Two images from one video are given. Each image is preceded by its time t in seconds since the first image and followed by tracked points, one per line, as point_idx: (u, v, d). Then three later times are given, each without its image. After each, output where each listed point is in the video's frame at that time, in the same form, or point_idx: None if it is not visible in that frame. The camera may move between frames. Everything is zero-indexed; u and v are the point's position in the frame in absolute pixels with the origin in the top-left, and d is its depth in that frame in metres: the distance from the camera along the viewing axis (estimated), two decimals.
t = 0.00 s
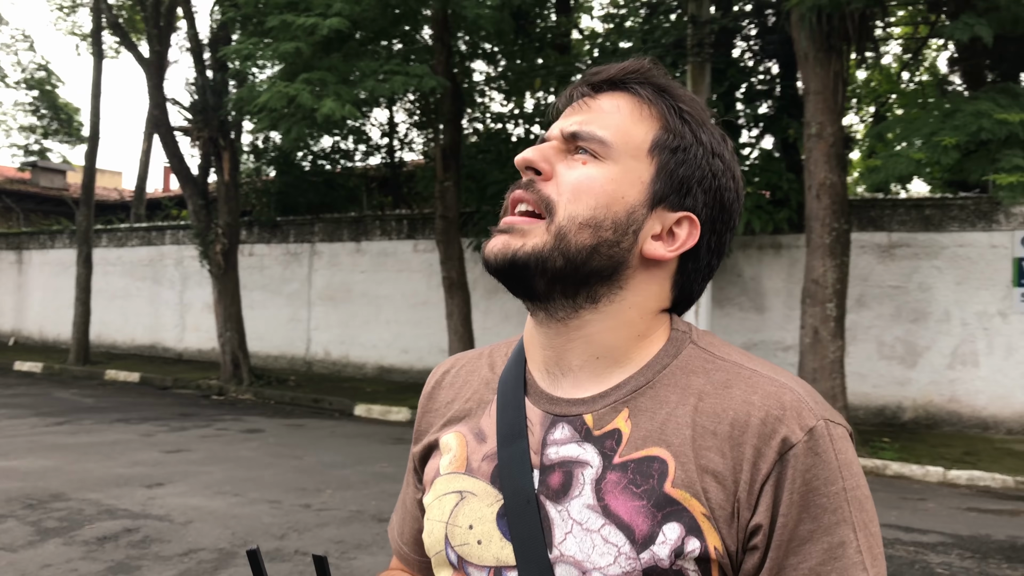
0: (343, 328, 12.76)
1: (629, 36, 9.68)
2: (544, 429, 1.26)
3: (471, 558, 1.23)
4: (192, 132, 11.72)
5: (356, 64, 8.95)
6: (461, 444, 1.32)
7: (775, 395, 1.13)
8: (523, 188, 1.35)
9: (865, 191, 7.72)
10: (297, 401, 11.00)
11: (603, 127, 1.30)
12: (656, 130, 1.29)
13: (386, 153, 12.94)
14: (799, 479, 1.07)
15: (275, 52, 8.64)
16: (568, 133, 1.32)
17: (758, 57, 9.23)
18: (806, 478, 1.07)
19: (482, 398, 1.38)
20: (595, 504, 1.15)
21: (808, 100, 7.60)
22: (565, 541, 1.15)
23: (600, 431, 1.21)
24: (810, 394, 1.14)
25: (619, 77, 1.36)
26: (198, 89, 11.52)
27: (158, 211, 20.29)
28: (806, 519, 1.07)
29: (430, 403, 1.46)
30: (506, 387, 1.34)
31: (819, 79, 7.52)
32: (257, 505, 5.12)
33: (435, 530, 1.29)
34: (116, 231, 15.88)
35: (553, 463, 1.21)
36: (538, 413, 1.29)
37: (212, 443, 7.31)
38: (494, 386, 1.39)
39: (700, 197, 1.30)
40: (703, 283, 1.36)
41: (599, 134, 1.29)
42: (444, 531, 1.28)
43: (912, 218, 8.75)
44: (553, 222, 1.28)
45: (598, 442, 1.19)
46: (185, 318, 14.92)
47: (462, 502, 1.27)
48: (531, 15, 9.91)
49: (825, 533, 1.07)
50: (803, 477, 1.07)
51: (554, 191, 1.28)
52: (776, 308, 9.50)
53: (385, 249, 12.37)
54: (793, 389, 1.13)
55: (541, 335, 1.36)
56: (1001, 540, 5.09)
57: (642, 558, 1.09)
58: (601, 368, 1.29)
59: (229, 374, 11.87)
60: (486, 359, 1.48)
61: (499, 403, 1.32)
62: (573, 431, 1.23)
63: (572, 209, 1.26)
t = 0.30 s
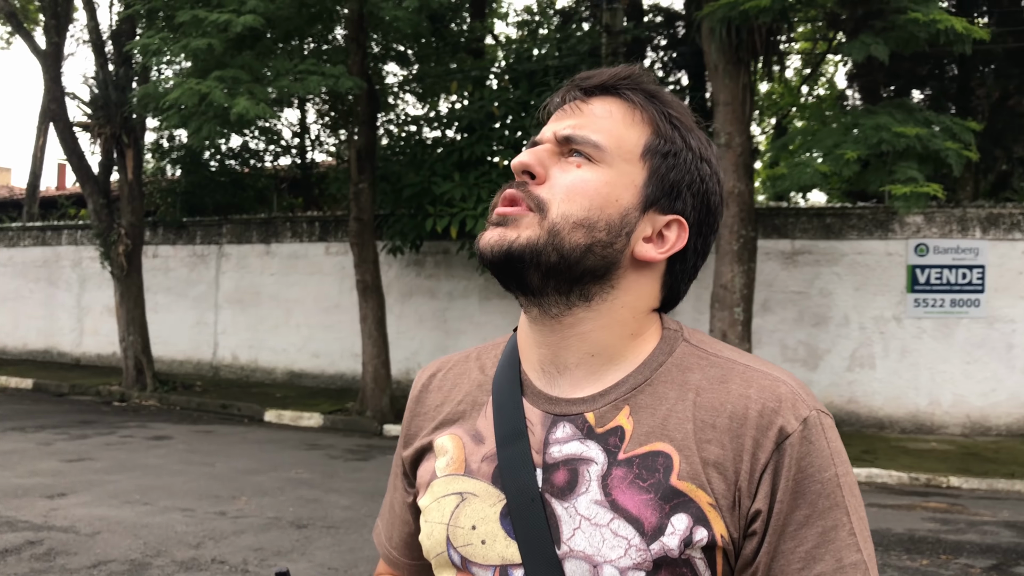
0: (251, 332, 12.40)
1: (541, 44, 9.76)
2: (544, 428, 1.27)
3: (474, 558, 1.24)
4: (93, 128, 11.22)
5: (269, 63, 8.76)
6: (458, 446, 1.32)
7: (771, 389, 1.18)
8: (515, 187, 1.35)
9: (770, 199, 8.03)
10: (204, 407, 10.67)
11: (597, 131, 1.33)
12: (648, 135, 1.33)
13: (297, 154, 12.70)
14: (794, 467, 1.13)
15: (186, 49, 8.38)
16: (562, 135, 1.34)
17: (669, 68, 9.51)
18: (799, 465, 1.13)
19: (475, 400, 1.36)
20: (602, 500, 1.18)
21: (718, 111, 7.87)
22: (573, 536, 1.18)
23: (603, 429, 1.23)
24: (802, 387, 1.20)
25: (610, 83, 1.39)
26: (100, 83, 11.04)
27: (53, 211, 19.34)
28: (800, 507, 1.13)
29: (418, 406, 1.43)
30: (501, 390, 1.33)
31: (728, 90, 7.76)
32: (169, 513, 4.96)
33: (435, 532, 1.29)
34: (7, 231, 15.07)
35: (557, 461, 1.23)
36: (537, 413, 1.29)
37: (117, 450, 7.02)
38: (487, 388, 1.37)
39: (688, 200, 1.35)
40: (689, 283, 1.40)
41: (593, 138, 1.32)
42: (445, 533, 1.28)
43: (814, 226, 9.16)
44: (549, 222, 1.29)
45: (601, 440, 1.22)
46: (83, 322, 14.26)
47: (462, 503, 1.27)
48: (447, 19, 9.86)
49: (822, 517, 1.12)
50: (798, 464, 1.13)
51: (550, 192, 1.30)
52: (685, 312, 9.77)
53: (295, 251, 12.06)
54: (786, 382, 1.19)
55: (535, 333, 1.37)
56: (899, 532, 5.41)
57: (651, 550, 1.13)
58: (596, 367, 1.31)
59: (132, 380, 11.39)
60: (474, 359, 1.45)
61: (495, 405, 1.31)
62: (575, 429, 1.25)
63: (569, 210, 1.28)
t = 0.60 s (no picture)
0: (177, 334, 12.06)
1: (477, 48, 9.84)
2: (538, 423, 1.30)
3: (471, 550, 1.27)
4: (10, 123, 10.74)
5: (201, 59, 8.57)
6: (450, 442, 1.34)
7: (755, 382, 1.23)
8: (511, 187, 1.39)
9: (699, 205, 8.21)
10: (128, 412, 10.35)
11: (592, 135, 1.37)
12: (638, 141, 1.38)
13: (226, 154, 12.45)
14: (776, 455, 1.18)
15: (114, 43, 8.15)
16: (559, 136, 1.38)
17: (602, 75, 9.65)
18: (781, 453, 1.18)
19: (465, 396, 1.38)
20: (598, 489, 1.22)
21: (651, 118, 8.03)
22: (570, 525, 1.22)
23: (595, 422, 1.27)
24: (782, 380, 1.25)
25: (603, 91, 1.44)
26: (18, 76, 10.59)
27: None
28: (782, 493, 1.17)
29: (406, 403, 1.44)
30: (491, 388, 1.35)
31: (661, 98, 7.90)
32: (97, 521, 4.82)
33: (430, 526, 1.31)
34: None
35: (551, 454, 1.27)
36: (530, 408, 1.33)
37: (38, 457, 6.76)
38: (477, 385, 1.39)
39: (674, 206, 1.40)
40: (671, 286, 1.45)
41: (587, 141, 1.36)
42: (440, 526, 1.31)
43: (742, 231, 9.38)
44: (544, 219, 1.33)
45: (595, 432, 1.26)
46: None
47: (458, 497, 1.30)
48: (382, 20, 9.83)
49: (804, 502, 1.16)
50: (779, 451, 1.18)
51: (547, 190, 1.34)
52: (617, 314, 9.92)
53: (224, 252, 11.74)
54: (769, 375, 1.24)
55: (526, 329, 1.41)
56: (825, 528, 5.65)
57: (646, 536, 1.17)
58: (587, 362, 1.35)
59: (51, 385, 10.95)
60: (460, 357, 1.46)
61: (486, 402, 1.34)
62: (568, 423, 1.29)
63: (565, 208, 1.32)
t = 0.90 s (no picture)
0: (118, 335, 11.77)
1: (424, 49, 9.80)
2: (509, 406, 1.35)
3: (445, 526, 1.30)
4: None
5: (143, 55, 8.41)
6: (423, 424, 1.37)
7: (711, 365, 1.31)
8: (477, 188, 1.41)
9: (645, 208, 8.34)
10: (65, 416, 10.08)
11: (554, 134, 1.40)
12: (598, 137, 1.42)
13: (169, 152, 12.21)
14: (731, 433, 1.26)
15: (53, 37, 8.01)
16: (522, 137, 1.41)
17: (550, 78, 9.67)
18: (736, 432, 1.26)
19: (437, 380, 1.41)
20: (567, 468, 1.27)
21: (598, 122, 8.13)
22: (541, 502, 1.26)
23: (565, 405, 1.32)
24: (736, 364, 1.34)
25: (562, 87, 1.46)
26: None
27: None
28: (736, 468, 1.25)
29: (377, 386, 1.46)
30: (463, 372, 1.38)
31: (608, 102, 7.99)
32: (37, 525, 4.73)
33: (404, 506, 1.34)
34: None
35: (522, 435, 1.31)
36: (502, 391, 1.37)
37: None
38: (448, 369, 1.42)
39: (634, 197, 1.46)
40: (632, 271, 1.51)
41: (549, 141, 1.40)
42: (414, 505, 1.33)
43: (687, 234, 9.56)
44: (512, 219, 1.37)
45: (564, 415, 1.31)
46: None
47: (431, 477, 1.32)
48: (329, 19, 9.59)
49: (756, 478, 1.25)
50: (736, 430, 1.26)
51: (513, 192, 1.37)
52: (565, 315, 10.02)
53: (167, 252, 11.51)
54: (724, 359, 1.32)
55: (494, 317, 1.44)
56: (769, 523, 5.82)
57: (614, 511, 1.23)
58: (556, 350, 1.39)
59: None
60: (428, 341, 1.49)
61: (458, 385, 1.37)
62: (539, 406, 1.33)
63: (530, 210, 1.36)
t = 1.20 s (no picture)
0: (94, 336, 11.68)
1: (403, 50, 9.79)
2: (489, 387, 1.41)
3: (429, 500, 1.36)
4: None
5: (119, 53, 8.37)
6: (408, 405, 1.42)
7: (677, 345, 1.38)
8: (444, 192, 1.43)
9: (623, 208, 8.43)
10: (40, 417, 10.01)
11: (514, 132, 1.43)
12: (556, 128, 1.45)
13: (145, 152, 12.14)
14: (694, 407, 1.33)
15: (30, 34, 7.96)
16: (482, 139, 1.43)
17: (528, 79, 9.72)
18: (700, 406, 1.33)
19: (420, 364, 1.46)
20: (544, 443, 1.33)
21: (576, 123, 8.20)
22: (519, 475, 1.32)
23: (541, 384, 1.38)
24: (700, 344, 1.41)
25: (516, 80, 1.48)
26: None
27: None
28: (699, 440, 1.32)
29: (362, 369, 1.51)
30: (445, 356, 1.44)
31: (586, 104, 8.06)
32: (15, 524, 4.73)
33: (390, 482, 1.39)
34: None
35: (501, 413, 1.37)
36: (481, 373, 1.43)
37: None
38: (429, 353, 1.48)
39: (595, 181, 1.51)
40: (597, 250, 1.58)
41: (510, 139, 1.42)
42: (400, 481, 1.38)
43: (664, 235, 9.66)
44: (482, 222, 1.40)
45: (540, 394, 1.37)
46: None
47: (416, 455, 1.38)
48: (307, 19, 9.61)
49: (718, 448, 1.32)
50: (701, 405, 1.33)
51: (481, 196, 1.40)
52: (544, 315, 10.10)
53: (143, 252, 11.44)
54: (690, 339, 1.39)
55: (471, 307, 1.48)
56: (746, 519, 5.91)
57: (587, 481, 1.29)
58: (532, 335, 1.45)
59: None
60: (412, 327, 1.54)
61: (441, 368, 1.43)
62: (517, 386, 1.39)
63: (498, 212, 1.40)
